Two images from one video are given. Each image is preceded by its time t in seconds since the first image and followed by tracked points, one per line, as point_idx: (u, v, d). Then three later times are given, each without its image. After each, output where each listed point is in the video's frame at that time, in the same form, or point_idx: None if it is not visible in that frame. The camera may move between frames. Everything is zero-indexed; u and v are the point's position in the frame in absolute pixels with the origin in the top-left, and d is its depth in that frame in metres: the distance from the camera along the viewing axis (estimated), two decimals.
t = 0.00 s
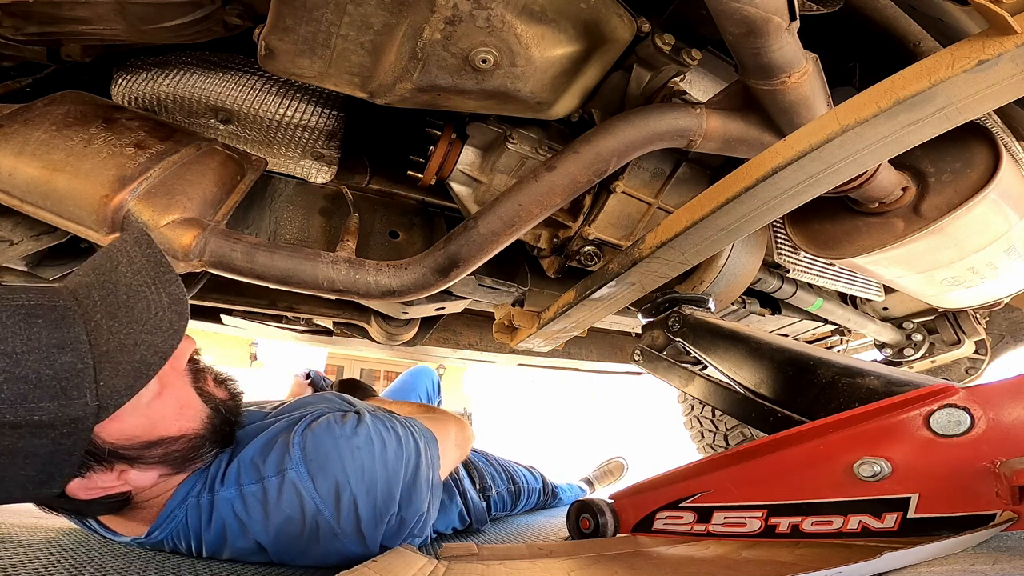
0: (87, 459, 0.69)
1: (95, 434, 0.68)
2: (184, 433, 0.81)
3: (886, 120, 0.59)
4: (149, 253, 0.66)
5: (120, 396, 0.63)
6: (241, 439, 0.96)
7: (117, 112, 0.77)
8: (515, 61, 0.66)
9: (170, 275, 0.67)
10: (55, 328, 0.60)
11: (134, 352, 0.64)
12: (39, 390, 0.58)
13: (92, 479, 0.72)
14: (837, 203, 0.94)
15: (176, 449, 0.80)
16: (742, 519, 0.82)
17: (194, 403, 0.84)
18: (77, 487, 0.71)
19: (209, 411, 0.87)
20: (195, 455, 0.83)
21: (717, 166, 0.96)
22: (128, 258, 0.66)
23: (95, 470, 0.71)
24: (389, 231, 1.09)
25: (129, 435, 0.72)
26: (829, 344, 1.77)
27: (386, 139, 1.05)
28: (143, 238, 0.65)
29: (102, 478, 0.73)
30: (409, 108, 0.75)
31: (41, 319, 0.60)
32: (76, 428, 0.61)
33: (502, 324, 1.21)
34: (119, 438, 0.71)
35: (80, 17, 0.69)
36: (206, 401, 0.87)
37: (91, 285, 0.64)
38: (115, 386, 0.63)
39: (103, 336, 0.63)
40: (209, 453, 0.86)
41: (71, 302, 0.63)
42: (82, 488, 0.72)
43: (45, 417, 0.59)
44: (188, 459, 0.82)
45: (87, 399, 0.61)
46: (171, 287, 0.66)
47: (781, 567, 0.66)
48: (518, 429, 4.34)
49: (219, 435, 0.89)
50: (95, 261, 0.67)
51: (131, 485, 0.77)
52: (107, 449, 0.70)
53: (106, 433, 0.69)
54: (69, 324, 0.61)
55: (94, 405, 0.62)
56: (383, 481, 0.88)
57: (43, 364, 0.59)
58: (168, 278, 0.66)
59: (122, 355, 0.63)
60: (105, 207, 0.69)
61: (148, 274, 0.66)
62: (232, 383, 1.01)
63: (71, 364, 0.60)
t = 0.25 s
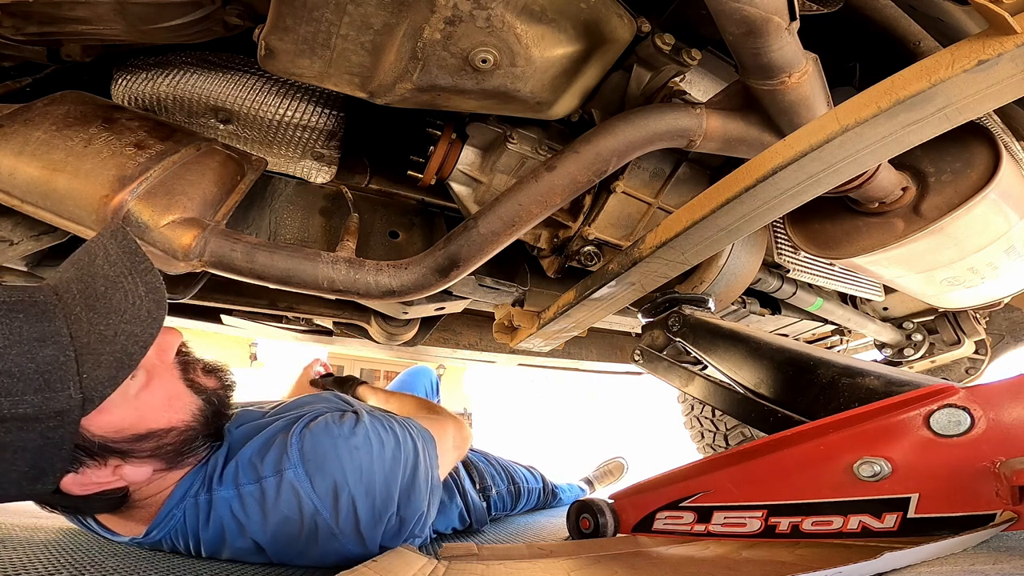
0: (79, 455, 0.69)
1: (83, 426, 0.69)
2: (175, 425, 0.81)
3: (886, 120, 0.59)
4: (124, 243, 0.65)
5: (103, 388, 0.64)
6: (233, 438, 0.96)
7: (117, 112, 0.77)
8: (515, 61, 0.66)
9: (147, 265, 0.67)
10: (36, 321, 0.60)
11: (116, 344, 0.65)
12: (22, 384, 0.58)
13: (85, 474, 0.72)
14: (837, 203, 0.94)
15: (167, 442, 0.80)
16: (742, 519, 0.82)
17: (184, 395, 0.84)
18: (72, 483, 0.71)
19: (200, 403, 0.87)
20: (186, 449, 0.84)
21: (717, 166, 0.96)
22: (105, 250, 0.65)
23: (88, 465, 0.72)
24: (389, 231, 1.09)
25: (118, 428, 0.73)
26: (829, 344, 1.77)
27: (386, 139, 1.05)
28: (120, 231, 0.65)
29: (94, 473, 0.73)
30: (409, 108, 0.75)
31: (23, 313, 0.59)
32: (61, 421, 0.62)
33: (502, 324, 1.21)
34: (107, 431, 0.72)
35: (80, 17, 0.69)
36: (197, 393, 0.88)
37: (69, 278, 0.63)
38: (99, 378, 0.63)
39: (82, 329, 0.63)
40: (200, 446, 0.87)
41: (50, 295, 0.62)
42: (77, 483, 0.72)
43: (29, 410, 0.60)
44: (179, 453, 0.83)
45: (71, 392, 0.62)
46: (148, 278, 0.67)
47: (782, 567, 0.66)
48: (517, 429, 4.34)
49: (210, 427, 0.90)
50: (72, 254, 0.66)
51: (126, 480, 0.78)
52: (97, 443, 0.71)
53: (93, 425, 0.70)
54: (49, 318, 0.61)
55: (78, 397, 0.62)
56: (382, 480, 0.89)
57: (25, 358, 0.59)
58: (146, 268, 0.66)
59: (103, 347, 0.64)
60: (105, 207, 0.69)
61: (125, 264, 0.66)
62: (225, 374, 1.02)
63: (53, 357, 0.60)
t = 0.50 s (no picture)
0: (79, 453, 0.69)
1: (80, 419, 0.69)
2: (172, 418, 0.82)
3: (886, 120, 0.59)
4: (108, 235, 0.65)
5: (95, 379, 0.64)
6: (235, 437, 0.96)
7: (117, 112, 0.77)
8: (514, 61, 0.66)
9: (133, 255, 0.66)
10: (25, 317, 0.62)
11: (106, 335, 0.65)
12: (11, 375, 0.59)
13: (83, 468, 0.72)
14: (837, 203, 0.94)
15: (164, 435, 0.80)
16: (742, 519, 0.82)
17: (180, 387, 0.84)
18: (69, 478, 0.71)
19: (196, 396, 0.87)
20: (184, 442, 0.84)
21: (717, 166, 0.96)
22: (91, 244, 0.66)
23: (86, 460, 0.72)
24: (389, 231, 1.09)
25: (114, 420, 0.73)
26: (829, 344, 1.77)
27: (386, 139, 1.05)
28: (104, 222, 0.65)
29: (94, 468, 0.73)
30: (408, 108, 0.75)
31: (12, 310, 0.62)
32: (55, 413, 0.62)
33: (502, 324, 1.21)
34: (103, 423, 0.72)
35: (80, 17, 0.69)
36: (193, 386, 0.88)
37: (60, 273, 0.66)
38: (89, 368, 0.63)
39: (71, 321, 0.64)
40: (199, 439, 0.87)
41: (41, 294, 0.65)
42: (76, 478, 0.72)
43: (21, 402, 0.60)
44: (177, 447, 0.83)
45: (62, 383, 0.62)
46: (133, 267, 0.66)
47: (782, 567, 0.66)
48: (517, 429, 4.34)
49: (208, 421, 0.90)
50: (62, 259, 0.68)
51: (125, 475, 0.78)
52: (92, 436, 0.70)
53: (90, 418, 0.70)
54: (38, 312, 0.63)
55: (70, 389, 0.63)
56: (383, 480, 0.88)
57: (14, 349, 0.60)
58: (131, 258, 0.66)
59: (92, 338, 0.64)
60: (105, 207, 0.69)
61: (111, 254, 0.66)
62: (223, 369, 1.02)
63: (42, 349, 0.61)
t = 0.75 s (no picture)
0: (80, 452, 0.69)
1: (81, 413, 0.70)
2: (171, 411, 0.83)
3: (886, 120, 0.59)
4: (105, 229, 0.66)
5: (95, 372, 0.64)
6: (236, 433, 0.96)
7: (117, 112, 0.77)
8: (515, 61, 0.66)
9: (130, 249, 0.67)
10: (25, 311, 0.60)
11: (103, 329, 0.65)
12: (13, 369, 0.58)
13: (85, 464, 0.73)
14: (837, 203, 0.94)
15: (164, 429, 0.81)
16: (742, 519, 0.82)
17: (178, 381, 0.86)
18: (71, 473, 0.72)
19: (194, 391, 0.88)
20: (183, 437, 0.85)
21: (717, 166, 0.96)
22: (87, 238, 0.66)
23: (88, 456, 0.72)
24: (389, 231, 1.09)
25: (115, 414, 0.74)
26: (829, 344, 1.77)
27: (386, 139, 1.05)
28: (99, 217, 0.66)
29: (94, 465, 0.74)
30: (408, 108, 0.75)
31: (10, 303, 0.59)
32: (54, 408, 0.61)
33: (502, 324, 1.21)
34: (105, 417, 0.72)
35: (80, 17, 0.69)
36: (190, 381, 0.89)
37: (56, 268, 0.65)
38: (89, 361, 0.64)
39: (69, 314, 0.63)
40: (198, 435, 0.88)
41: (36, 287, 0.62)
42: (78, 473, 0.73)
43: (22, 396, 0.59)
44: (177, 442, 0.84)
45: (63, 377, 0.61)
46: (130, 259, 0.67)
47: (782, 568, 0.66)
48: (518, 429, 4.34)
49: (207, 416, 0.91)
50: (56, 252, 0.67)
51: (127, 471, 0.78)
52: (93, 431, 0.71)
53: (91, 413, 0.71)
54: (36, 305, 0.61)
55: (70, 383, 0.62)
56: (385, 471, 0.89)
57: (15, 344, 0.59)
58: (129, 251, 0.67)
59: (91, 331, 0.64)
60: (105, 207, 0.69)
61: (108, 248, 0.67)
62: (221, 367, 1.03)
63: (42, 343, 0.60)
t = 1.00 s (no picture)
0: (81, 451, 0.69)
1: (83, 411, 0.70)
2: (173, 411, 0.83)
3: (886, 120, 0.59)
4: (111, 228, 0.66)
5: (100, 370, 0.64)
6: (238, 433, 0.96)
7: (117, 112, 0.77)
8: (515, 61, 0.66)
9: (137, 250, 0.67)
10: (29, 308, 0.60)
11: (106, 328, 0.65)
12: (17, 367, 0.58)
13: (87, 463, 0.73)
14: (837, 203, 0.94)
15: (165, 428, 0.81)
16: (742, 519, 0.82)
17: (179, 380, 0.86)
18: (73, 472, 0.72)
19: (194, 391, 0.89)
20: (184, 436, 0.85)
21: (717, 166, 0.96)
22: (93, 237, 0.66)
23: (90, 455, 0.72)
24: (389, 231, 1.09)
25: (117, 413, 0.74)
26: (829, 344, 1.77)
27: (386, 139, 1.05)
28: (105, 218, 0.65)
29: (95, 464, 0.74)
30: (409, 108, 0.75)
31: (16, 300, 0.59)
32: (58, 405, 0.62)
33: (502, 324, 1.21)
34: (107, 416, 0.73)
35: (80, 17, 0.69)
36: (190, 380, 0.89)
37: (61, 269, 0.64)
38: (94, 359, 0.64)
39: (74, 312, 0.63)
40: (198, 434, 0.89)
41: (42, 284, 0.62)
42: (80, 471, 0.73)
43: (27, 393, 0.59)
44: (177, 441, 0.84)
45: (67, 375, 0.62)
46: (137, 260, 0.67)
47: (782, 568, 0.66)
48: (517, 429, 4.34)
49: (207, 415, 0.91)
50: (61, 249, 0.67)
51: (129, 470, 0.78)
52: (96, 429, 0.71)
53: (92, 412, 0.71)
54: (41, 302, 0.61)
55: (74, 381, 0.62)
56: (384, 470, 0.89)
57: (21, 341, 0.59)
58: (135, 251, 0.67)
59: (96, 329, 0.64)
60: (105, 207, 0.69)
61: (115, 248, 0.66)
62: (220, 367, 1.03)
63: (47, 340, 0.61)
